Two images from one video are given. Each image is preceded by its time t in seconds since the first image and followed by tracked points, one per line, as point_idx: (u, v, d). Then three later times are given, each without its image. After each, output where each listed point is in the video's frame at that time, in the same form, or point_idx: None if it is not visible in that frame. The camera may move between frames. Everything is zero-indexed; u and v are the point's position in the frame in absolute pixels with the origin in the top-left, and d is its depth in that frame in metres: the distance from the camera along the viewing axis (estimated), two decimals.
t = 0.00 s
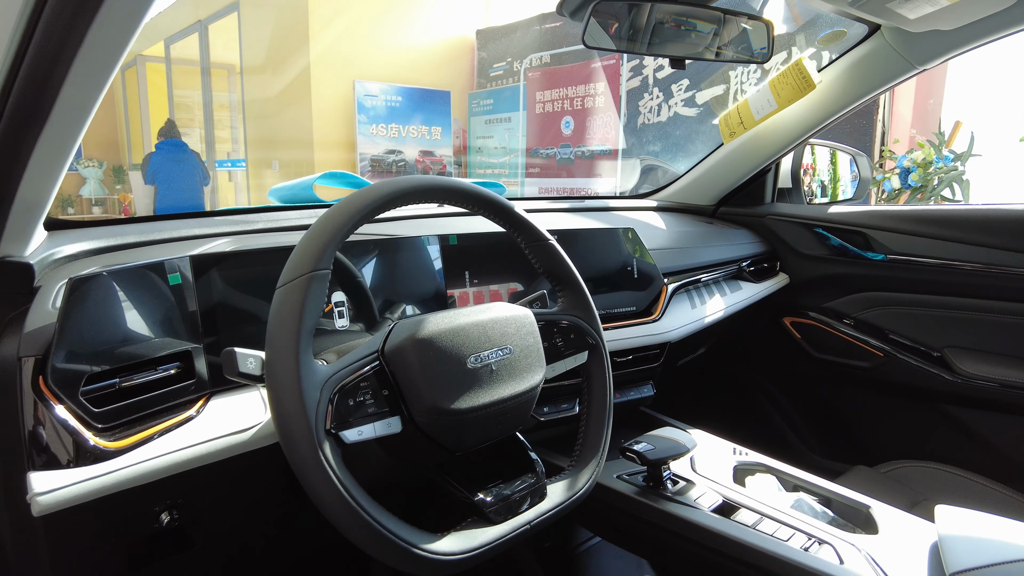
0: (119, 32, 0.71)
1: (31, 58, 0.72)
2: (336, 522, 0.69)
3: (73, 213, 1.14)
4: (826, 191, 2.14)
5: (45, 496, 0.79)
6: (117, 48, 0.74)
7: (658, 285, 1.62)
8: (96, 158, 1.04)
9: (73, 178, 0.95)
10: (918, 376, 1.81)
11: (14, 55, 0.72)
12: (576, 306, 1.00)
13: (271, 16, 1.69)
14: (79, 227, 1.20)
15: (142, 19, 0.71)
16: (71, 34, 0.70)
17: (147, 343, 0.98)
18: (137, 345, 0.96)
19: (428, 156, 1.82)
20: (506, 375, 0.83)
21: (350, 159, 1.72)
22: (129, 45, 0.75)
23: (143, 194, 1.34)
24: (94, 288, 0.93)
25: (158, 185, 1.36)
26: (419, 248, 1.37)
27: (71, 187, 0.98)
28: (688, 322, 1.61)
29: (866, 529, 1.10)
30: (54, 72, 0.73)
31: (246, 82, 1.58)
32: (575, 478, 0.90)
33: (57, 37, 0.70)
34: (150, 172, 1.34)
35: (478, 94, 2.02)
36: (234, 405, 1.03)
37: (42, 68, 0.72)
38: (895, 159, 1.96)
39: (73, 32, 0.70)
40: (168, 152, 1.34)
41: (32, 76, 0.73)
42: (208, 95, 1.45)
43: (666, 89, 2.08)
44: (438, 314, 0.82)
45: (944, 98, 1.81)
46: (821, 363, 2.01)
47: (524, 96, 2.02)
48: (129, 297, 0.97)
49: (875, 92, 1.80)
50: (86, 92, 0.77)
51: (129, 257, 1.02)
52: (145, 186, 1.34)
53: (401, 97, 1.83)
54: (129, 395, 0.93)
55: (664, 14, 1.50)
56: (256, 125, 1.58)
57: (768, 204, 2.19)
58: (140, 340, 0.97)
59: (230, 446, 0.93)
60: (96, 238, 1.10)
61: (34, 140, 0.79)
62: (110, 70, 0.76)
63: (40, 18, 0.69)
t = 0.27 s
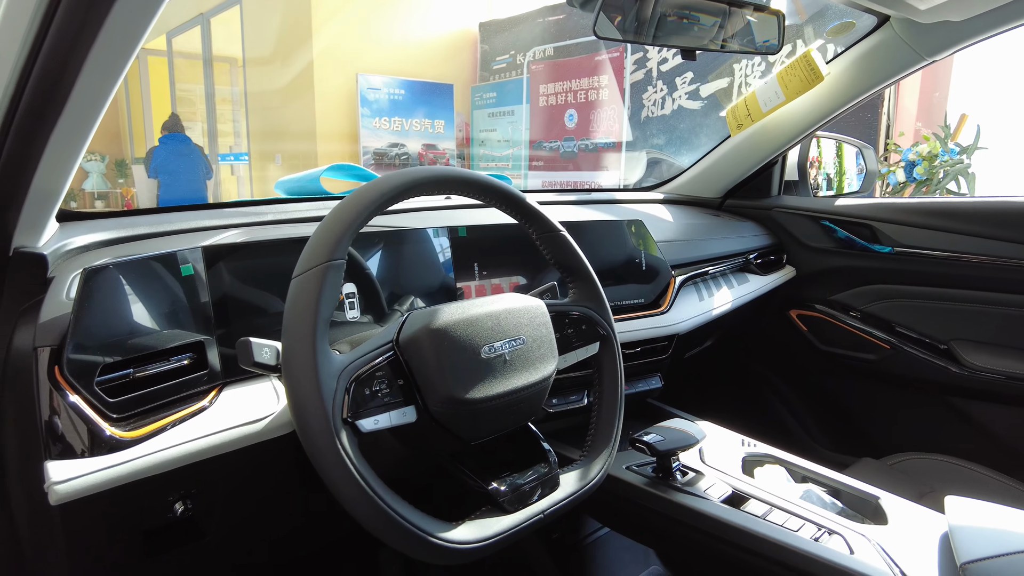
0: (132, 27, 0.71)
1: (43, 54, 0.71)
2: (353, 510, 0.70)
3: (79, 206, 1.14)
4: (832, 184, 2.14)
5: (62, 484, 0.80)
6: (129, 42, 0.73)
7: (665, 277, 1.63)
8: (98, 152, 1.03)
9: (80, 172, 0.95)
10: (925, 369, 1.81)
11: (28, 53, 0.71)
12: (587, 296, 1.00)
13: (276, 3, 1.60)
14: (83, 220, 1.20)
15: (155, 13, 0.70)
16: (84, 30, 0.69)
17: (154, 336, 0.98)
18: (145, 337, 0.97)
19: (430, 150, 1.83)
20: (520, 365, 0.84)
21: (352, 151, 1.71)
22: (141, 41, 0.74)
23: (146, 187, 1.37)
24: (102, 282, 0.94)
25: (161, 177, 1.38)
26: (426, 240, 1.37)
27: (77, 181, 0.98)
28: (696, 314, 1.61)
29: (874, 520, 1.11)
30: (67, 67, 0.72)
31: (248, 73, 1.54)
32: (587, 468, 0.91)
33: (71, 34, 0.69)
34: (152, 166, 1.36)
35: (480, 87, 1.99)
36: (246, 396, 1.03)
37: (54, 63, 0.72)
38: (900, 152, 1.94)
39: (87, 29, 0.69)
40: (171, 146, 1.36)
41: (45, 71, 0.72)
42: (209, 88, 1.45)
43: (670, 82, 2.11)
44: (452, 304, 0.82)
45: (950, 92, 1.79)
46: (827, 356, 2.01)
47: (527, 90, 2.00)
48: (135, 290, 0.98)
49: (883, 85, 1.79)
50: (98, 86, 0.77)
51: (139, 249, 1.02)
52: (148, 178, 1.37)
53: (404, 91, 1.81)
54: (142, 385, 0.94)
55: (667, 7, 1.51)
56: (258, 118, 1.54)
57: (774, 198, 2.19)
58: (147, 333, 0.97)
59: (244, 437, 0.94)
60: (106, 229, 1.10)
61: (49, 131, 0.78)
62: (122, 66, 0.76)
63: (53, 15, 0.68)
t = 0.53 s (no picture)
0: (138, 26, 0.71)
1: (49, 53, 0.71)
2: (358, 507, 0.70)
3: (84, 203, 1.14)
4: (836, 180, 2.13)
5: (70, 480, 0.81)
6: (135, 41, 0.73)
7: (669, 274, 1.62)
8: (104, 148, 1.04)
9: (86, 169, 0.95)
10: (929, 366, 1.81)
11: (33, 52, 0.71)
12: (590, 293, 1.00)
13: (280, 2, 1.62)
14: (88, 217, 1.20)
15: (160, 12, 0.70)
16: (90, 29, 0.69)
17: (160, 331, 0.98)
18: (150, 333, 0.97)
19: (434, 145, 1.84)
20: (523, 361, 0.84)
21: (355, 147, 1.71)
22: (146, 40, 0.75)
23: (150, 183, 1.35)
24: (109, 278, 0.94)
25: (165, 174, 1.37)
26: (428, 237, 1.37)
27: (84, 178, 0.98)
28: (699, 311, 1.61)
29: (876, 516, 1.11)
30: (73, 66, 0.73)
31: (252, 69, 1.56)
32: (590, 465, 0.91)
33: (77, 33, 0.69)
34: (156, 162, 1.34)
35: (484, 82, 1.99)
36: (251, 392, 1.04)
37: (61, 62, 0.72)
38: (905, 148, 1.95)
39: (93, 28, 0.69)
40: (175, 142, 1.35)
41: (52, 70, 0.72)
42: (215, 83, 1.45)
43: (674, 77, 2.11)
44: (456, 302, 0.83)
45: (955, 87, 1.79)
46: (831, 352, 2.01)
47: (530, 84, 2.01)
48: (140, 287, 0.98)
49: (888, 81, 1.78)
50: (104, 85, 0.77)
51: (144, 245, 1.03)
52: (151, 175, 1.35)
53: (407, 86, 1.81)
54: (148, 381, 0.94)
55: (671, 2, 1.50)
56: (261, 114, 1.57)
57: (778, 193, 2.18)
58: (153, 328, 0.97)
59: (249, 433, 0.95)
60: (112, 226, 1.10)
61: (56, 127, 0.79)
62: (128, 65, 0.76)
63: (59, 14, 0.68)
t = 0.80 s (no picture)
0: (146, 26, 0.71)
1: (58, 54, 0.72)
2: (367, 504, 0.71)
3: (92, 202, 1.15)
4: (841, 177, 2.13)
5: (81, 477, 0.81)
6: (143, 41, 0.73)
7: (674, 272, 1.62)
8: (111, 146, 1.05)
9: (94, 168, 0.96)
10: (935, 364, 1.80)
11: (42, 52, 0.72)
12: (596, 291, 1.00)
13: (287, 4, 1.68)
14: (95, 216, 1.21)
15: (168, 12, 0.71)
16: (99, 30, 0.69)
17: (167, 329, 0.98)
18: (157, 331, 0.97)
19: (438, 143, 1.81)
20: (530, 359, 0.84)
21: (359, 145, 1.72)
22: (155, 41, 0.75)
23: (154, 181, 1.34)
24: (117, 276, 0.94)
25: (170, 172, 1.36)
26: (433, 235, 1.37)
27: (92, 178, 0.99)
28: (705, 308, 1.61)
29: (883, 514, 1.11)
30: (82, 67, 0.73)
31: (258, 68, 1.60)
32: (597, 462, 0.91)
33: (86, 35, 0.70)
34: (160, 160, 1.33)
35: (488, 79, 2.04)
36: (259, 389, 1.05)
37: (70, 63, 0.72)
38: (910, 146, 1.94)
39: (102, 28, 0.69)
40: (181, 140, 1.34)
41: (61, 70, 0.73)
42: (219, 82, 1.46)
43: (678, 74, 2.11)
44: (464, 300, 0.83)
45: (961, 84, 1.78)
46: (837, 350, 2.01)
47: (534, 82, 2.06)
48: (145, 283, 0.98)
49: (894, 78, 1.78)
50: (113, 85, 0.77)
51: (152, 244, 1.03)
52: (156, 173, 1.35)
53: (411, 84, 1.82)
54: (157, 379, 0.95)
55: None
56: (266, 111, 1.61)
57: (783, 191, 2.18)
58: (159, 326, 0.98)
59: (257, 430, 0.95)
60: (120, 225, 1.11)
61: (67, 124, 0.79)
62: (136, 66, 0.76)
63: (69, 15, 0.68)
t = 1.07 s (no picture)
0: (151, 26, 0.71)
1: (63, 53, 0.72)
2: (367, 503, 0.71)
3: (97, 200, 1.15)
4: (846, 177, 2.13)
5: (84, 475, 0.82)
6: (147, 41, 0.74)
7: (678, 271, 1.62)
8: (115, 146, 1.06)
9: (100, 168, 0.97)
10: (939, 364, 1.80)
11: (47, 53, 0.72)
12: (599, 291, 1.00)
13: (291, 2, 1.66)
14: (99, 215, 1.21)
15: (172, 12, 0.71)
16: (104, 30, 0.70)
17: (171, 328, 0.99)
18: (161, 330, 0.97)
19: (442, 142, 1.84)
20: (532, 359, 0.84)
21: (363, 143, 1.76)
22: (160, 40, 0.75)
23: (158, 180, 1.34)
24: (121, 274, 0.95)
25: (173, 171, 1.36)
26: (436, 234, 1.37)
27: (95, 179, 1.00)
28: (709, 308, 1.60)
29: (885, 515, 1.11)
30: (87, 66, 0.73)
31: (261, 66, 1.60)
32: (599, 462, 0.91)
33: (91, 34, 0.70)
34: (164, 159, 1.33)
35: (491, 78, 2.03)
36: (262, 388, 1.05)
37: (75, 63, 0.73)
38: (915, 144, 1.94)
39: (107, 28, 0.70)
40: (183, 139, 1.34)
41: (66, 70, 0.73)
42: (223, 79, 1.46)
43: (682, 73, 2.21)
44: (465, 300, 0.83)
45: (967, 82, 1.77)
46: (840, 350, 2.00)
47: (537, 81, 2.06)
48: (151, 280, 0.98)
49: (898, 77, 1.77)
50: (117, 85, 0.77)
51: (156, 243, 1.04)
52: (160, 172, 1.35)
53: (414, 82, 1.82)
54: (161, 377, 0.95)
55: None
56: (270, 110, 1.62)
57: (786, 189, 2.16)
58: (163, 325, 0.98)
59: (260, 429, 0.95)
60: (125, 224, 1.12)
61: (72, 123, 0.79)
62: (140, 66, 0.77)
63: (73, 16, 0.69)
